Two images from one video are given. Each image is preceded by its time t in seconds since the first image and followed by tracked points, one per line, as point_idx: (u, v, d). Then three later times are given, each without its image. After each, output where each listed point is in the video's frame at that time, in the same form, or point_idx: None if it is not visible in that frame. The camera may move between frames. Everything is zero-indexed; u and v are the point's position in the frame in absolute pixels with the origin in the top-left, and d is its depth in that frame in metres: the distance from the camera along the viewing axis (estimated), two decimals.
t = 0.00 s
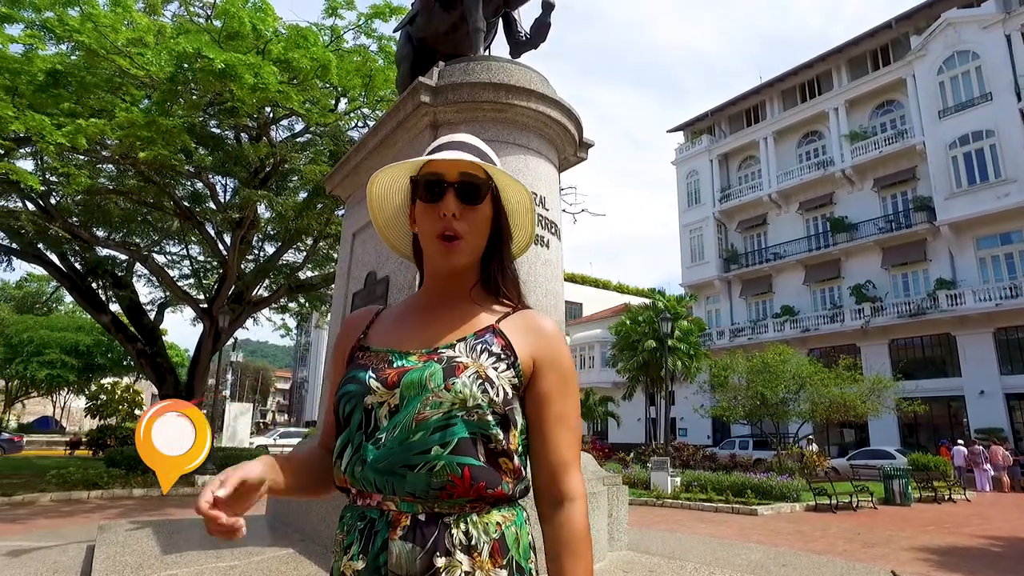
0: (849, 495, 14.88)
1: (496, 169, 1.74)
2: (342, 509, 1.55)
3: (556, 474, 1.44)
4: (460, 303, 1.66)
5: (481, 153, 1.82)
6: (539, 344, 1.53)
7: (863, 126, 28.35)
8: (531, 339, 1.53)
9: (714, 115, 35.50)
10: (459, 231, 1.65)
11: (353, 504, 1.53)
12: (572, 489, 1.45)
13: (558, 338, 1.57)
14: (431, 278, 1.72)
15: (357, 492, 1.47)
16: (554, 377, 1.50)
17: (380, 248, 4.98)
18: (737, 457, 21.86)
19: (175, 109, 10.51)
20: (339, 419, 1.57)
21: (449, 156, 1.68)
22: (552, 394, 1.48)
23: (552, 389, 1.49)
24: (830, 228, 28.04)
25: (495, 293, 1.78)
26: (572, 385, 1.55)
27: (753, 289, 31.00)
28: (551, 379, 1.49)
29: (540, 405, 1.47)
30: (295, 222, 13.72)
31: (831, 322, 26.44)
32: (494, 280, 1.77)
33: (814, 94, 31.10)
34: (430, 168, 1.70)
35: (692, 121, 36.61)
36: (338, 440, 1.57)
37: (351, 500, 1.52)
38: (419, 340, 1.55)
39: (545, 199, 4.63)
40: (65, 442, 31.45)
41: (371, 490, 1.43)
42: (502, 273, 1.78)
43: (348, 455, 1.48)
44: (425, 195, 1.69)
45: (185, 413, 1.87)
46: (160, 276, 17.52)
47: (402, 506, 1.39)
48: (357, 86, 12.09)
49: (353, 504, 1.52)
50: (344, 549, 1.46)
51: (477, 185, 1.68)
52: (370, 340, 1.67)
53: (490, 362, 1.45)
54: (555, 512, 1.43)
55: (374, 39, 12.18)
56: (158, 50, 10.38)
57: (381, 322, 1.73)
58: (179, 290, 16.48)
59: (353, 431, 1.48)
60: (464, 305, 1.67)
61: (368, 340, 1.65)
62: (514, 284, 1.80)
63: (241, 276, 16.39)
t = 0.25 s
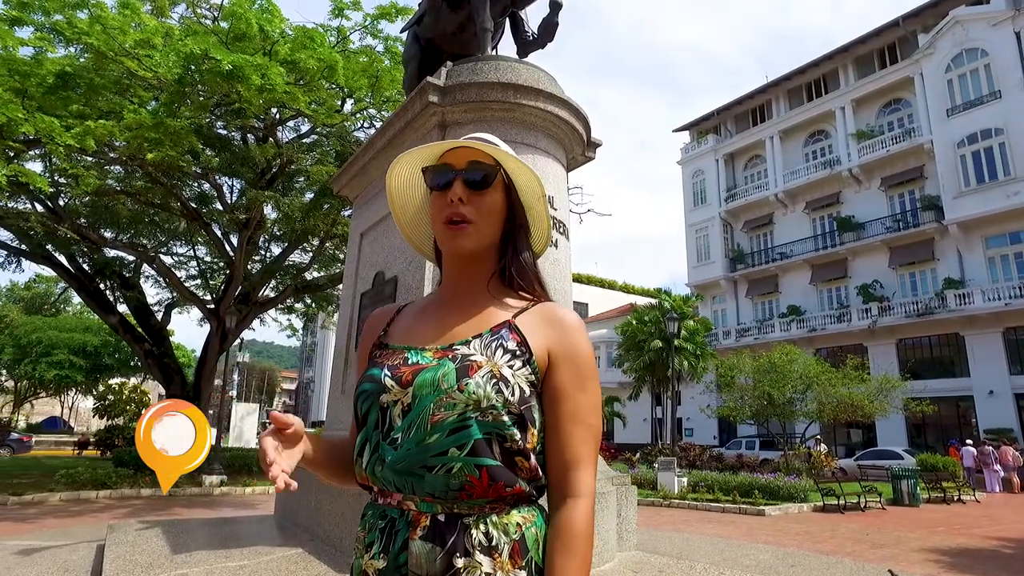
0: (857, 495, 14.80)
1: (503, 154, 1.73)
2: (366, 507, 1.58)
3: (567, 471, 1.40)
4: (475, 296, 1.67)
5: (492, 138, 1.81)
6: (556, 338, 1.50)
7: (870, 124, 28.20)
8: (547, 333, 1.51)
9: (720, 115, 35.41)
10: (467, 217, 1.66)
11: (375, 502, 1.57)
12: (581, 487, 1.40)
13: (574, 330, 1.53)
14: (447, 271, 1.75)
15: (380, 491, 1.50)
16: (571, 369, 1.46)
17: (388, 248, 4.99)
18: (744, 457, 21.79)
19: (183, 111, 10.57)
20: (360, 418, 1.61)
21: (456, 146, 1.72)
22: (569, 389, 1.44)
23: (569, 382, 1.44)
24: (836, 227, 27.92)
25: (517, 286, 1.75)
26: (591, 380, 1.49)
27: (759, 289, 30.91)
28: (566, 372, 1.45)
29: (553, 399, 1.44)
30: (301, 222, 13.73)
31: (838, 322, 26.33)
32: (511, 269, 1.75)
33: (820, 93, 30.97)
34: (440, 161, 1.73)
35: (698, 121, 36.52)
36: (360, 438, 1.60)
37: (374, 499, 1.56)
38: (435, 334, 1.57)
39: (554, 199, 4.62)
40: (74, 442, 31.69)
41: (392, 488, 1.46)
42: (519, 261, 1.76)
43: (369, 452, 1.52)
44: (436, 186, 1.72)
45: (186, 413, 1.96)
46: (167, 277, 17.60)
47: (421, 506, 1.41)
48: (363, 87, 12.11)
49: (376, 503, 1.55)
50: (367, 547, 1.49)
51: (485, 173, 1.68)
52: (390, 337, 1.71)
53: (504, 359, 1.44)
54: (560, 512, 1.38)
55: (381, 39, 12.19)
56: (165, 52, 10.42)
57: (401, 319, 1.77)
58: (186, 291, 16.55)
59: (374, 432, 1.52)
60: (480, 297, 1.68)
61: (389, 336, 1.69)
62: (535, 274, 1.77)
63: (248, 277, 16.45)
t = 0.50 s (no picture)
0: (863, 495, 14.75)
1: (522, 152, 1.73)
2: (387, 506, 1.59)
3: (596, 472, 1.39)
4: (498, 295, 1.66)
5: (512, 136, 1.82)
6: (580, 337, 1.48)
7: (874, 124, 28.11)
8: (571, 331, 1.49)
9: (724, 114, 35.34)
10: (489, 216, 1.66)
11: (395, 500, 1.57)
12: (610, 488, 1.39)
13: (599, 328, 1.51)
14: (470, 270, 1.75)
15: (401, 490, 1.50)
16: (596, 367, 1.44)
17: (396, 248, 4.98)
18: (749, 457, 21.75)
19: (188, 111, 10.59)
20: (382, 416, 1.61)
21: (476, 146, 1.73)
22: (594, 387, 1.43)
23: (593, 381, 1.43)
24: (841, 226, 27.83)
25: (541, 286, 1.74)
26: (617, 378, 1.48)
27: (763, 288, 30.84)
28: (590, 372, 1.44)
29: (578, 397, 1.43)
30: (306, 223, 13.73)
31: (842, 321, 26.25)
32: (535, 267, 1.74)
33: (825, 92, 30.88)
34: (461, 161, 1.74)
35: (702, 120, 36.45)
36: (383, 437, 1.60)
37: (396, 498, 1.55)
38: (459, 334, 1.58)
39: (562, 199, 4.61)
40: (79, 442, 31.80)
41: (412, 487, 1.46)
42: (542, 259, 1.75)
43: (390, 451, 1.52)
44: (457, 186, 1.73)
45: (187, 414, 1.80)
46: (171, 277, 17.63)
47: (440, 505, 1.41)
48: (368, 88, 12.12)
49: (397, 501, 1.56)
50: (386, 545, 1.49)
51: (506, 171, 1.68)
52: (414, 337, 1.72)
53: (527, 358, 1.42)
54: (592, 512, 1.38)
55: (385, 40, 12.19)
56: (172, 53, 10.44)
57: (425, 321, 1.77)
58: (191, 291, 16.58)
59: (395, 429, 1.52)
60: (503, 296, 1.67)
61: (414, 337, 1.69)
62: (559, 272, 1.76)
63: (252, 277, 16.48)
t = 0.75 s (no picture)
0: (866, 495, 14.72)
1: (533, 144, 1.73)
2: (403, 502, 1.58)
3: (621, 466, 1.37)
4: (512, 292, 1.65)
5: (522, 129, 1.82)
6: (595, 331, 1.47)
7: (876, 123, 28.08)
8: (586, 325, 1.48)
9: (725, 114, 35.32)
10: (505, 211, 1.65)
11: (412, 499, 1.57)
12: (643, 482, 1.37)
13: (615, 320, 1.50)
14: (484, 266, 1.74)
15: (415, 488, 1.50)
16: (613, 364, 1.43)
17: (401, 247, 4.97)
18: (751, 457, 21.73)
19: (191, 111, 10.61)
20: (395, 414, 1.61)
21: (488, 140, 1.73)
22: (611, 381, 1.42)
23: (612, 374, 1.42)
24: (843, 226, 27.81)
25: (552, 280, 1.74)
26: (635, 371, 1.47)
27: (765, 288, 30.82)
28: (609, 366, 1.43)
29: (595, 393, 1.42)
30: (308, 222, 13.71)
31: (844, 321, 26.22)
32: (547, 263, 1.73)
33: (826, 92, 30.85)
34: (474, 157, 1.74)
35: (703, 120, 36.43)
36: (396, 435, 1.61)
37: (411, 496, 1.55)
38: (475, 331, 1.57)
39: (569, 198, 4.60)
40: (81, 442, 31.84)
41: (426, 484, 1.45)
42: (555, 253, 1.74)
43: (405, 448, 1.51)
44: (470, 181, 1.72)
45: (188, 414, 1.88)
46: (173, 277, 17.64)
47: (452, 502, 1.41)
48: (371, 87, 12.12)
49: (413, 498, 1.55)
50: (401, 542, 1.50)
51: (520, 164, 1.68)
52: (427, 335, 1.71)
53: (538, 351, 1.41)
54: (627, 508, 1.35)
55: (388, 39, 12.18)
56: (176, 53, 10.45)
57: (438, 319, 1.76)
58: (193, 291, 16.58)
59: (408, 426, 1.52)
60: (517, 293, 1.66)
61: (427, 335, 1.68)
62: (571, 268, 1.75)
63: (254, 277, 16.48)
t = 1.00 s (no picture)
0: (869, 495, 14.71)
1: (537, 139, 1.73)
2: (402, 501, 1.52)
3: (627, 453, 1.38)
4: (513, 284, 1.62)
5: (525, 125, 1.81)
6: (600, 321, 1.49)
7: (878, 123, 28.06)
8: (591, 317, 1.49)
9: (727, 114, 35.32)
10: (510, 205, 1.63)
11: (410, 496, 1.51)
12: (647, 470, 1.38)
13: (617, 314, 1.52)
14: (482, 258, 1.70)
15: (418, 484, 1.44)
16: (618, 353, 1.45)
17: (407, 246, 4.96)
18: (753, 457, 21.73)
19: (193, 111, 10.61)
20: (395, 409, 1.56)
21: (494, 133, 1.70)
22: (615, 370, 1.44)
23: (616, 363, 1.44)
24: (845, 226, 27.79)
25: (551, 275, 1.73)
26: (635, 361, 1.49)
27: (766, 288, 30.80)
28: (615, 355, 1.45)
29: (601, 383, 1.43)
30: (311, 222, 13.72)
31: (846, 321, 26.21)
32: (547, 258, 1.72)
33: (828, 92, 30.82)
34: (478, 148, 1.71)
35: (704, 120, 36.42)
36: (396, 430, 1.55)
37: (411, 493, 1.49)
38: (476, 323, 1.53)
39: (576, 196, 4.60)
40: (83, 442, 31.86)
41: (432, 481, 1.40)
42: (555, 249, 1.74)
43: (408, 445, 1.46)
44: (474, 173, 1.69)
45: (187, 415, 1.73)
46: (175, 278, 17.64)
47: (463, 499, 1.36)
48: (374, 87, 12.12)
49: (413, 496, 1.49)
50: (404, 543, 1.43)
51: (525, 159, 1.67)
52: (422, 327, 1.66)
53: (548, 341, 1.41)
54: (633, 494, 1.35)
55: (390, 39, 12.19)
56: (178, 54, 10.44)
57: (433, 312, 1.70)
58: (195, 291, 16.58)
59: (411, 421, 1.47)
60: (516, 285, 1.64)
61: (422, 328, 1.63)
62: (570, 264, 1.75)
63: (256, 277, 16.48)
